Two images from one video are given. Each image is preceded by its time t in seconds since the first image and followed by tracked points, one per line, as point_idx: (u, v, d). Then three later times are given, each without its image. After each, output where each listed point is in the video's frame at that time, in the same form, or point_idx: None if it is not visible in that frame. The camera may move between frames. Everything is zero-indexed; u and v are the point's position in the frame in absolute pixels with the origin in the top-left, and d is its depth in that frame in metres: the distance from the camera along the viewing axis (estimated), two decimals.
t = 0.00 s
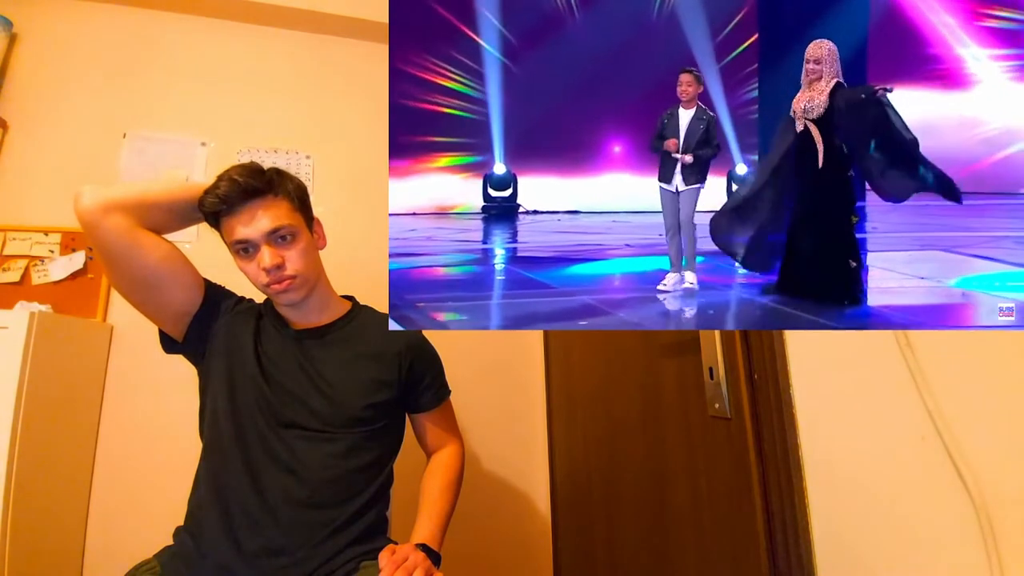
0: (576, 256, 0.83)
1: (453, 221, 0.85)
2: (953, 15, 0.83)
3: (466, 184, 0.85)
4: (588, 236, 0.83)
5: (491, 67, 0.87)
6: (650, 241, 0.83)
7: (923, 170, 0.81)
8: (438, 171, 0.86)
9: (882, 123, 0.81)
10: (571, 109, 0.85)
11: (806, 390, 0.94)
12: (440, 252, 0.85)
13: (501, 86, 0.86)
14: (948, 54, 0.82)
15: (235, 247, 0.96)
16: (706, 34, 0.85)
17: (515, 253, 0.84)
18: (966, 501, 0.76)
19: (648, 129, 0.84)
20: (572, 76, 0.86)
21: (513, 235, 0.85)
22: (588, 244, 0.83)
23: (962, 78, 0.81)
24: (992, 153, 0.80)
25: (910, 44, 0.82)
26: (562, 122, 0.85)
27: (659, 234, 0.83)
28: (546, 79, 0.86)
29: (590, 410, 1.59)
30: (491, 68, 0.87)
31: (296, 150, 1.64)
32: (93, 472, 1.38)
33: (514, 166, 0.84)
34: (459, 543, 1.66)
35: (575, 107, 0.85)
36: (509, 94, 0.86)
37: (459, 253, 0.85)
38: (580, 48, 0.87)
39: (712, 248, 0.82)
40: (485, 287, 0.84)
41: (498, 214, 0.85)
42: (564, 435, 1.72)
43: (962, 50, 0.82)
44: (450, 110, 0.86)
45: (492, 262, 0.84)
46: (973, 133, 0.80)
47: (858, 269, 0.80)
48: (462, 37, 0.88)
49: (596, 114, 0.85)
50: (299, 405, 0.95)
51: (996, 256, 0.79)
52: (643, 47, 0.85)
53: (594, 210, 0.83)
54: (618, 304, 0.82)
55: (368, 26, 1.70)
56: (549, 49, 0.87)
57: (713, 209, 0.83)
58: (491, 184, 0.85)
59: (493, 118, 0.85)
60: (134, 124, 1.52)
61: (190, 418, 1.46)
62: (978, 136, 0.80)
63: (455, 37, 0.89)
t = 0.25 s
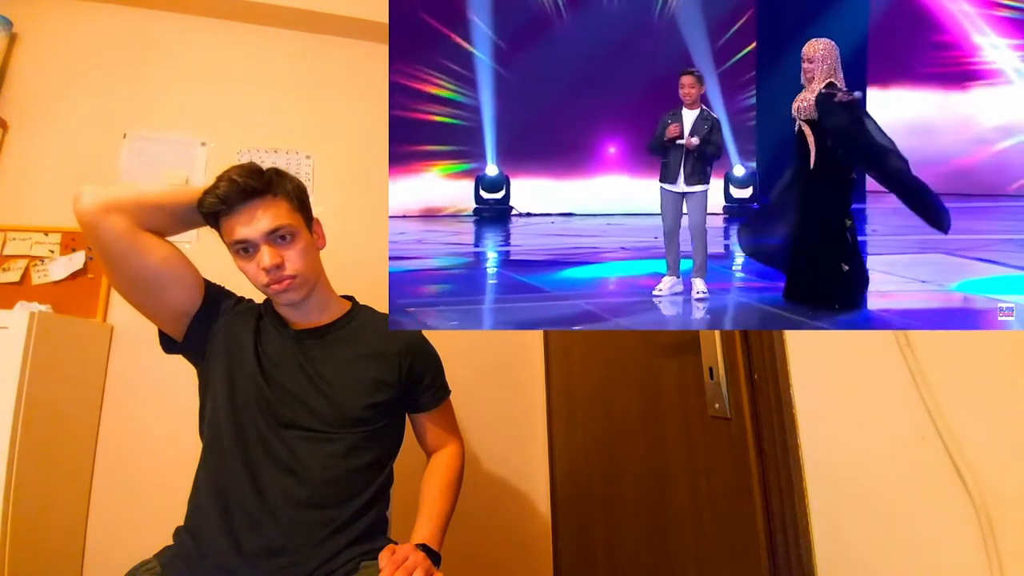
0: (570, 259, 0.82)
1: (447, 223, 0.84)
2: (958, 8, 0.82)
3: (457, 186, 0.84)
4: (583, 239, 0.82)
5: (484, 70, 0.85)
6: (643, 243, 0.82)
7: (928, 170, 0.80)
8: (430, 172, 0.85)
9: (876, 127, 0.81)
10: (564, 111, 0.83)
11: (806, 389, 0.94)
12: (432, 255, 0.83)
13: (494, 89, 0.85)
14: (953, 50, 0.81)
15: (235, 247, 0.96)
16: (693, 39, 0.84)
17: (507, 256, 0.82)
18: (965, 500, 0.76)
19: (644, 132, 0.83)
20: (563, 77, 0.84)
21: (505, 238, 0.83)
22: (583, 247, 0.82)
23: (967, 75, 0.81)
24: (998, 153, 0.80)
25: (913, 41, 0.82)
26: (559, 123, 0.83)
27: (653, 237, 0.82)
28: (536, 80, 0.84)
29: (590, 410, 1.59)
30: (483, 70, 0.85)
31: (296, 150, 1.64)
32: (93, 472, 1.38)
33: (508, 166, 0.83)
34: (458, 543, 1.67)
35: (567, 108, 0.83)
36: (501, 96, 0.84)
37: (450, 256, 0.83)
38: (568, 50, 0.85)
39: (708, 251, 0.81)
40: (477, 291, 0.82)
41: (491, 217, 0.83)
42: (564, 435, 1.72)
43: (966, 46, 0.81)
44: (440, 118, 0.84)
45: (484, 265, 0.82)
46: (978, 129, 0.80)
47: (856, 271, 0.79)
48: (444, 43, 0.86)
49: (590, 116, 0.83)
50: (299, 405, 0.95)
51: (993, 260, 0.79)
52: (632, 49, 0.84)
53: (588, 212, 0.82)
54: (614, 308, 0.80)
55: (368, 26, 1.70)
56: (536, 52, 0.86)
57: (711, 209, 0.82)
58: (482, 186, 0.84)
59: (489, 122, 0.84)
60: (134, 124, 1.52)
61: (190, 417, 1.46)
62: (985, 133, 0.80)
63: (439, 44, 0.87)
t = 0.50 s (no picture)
0: (558, 265, 0.81)
1: (433, 228, 0.83)
2: (961, 6, 0.82)
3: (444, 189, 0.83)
4: (572, 244, 0.82)
5: (469, 75, 0.85)
6: (638, 247, 0.82)
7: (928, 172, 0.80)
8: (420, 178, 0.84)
9: (874, 131, 0.80)
10: (548, 115, 0.83)
11: (806, 390, 0.94)
12: (419, 259, 0.82)
13: (478, 94, 0.84)
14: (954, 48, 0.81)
15: (235, 247, 0.96)
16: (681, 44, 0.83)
17: (495, 262, 0.82)
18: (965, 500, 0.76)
19: (636, 134, 0.82)
20: (545, 84, 0.84)
21: (492, 244, 0.83)
22: (572, 253, 0.81)
23: (970, 72, 0.81)
24: (1000, 152, 0.79)
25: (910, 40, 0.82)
26: (543, 129, 0.83)
27: (646, 242, 0.82)
28: (519, 88, 0.84)
29: (590, 411, 1.59)
30: (470, 75, 0.85)
31: (296, 150, 1.64)
32: (93, 472, 1.38)
33: (493, 170, 0.83)
34: (459, 543, 1.66)
35: (552, 112, 0.83)
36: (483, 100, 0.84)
37: (435, 262, 0.82)
38: (547, 58, 0.85)
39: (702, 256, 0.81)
40: (464, 298, 0.81)
41: (476, 221, 0.82)
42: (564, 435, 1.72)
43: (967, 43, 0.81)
44: (427, 133, 0.84)
45: (470, 272, 0.82)
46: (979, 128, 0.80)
47: (845, 276, 0.79)
48: (422, 56, 0.86)
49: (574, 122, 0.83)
50: (299, 405, 0.95)
51: (995, 262, 0.78)
52: (620, 54, 0.84)
53: (578, 217, 0.82)
54: (603, 315, 0.80)
55: (367, 26, 1.70)
56: (515, 59, 0.85)
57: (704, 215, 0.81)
58: (468, 190, 0.83)
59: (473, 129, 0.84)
60: (134, 124, 1.52)
61: (190, 417, 1.46)
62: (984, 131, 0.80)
63: (417, 56, 0.86)
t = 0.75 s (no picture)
0: (548, 271, 0.82)
1: (419, 233, 0.83)
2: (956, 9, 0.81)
3: (432, 193, 0.83)
4: (563, 249, 0.82)
5: (460, 79, 0.85)
6: (632, 251, 0.81)
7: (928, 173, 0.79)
8: (406, 182, 0.84)
9: (884, 135, 0.80)
10: (535, 119, 0.83)
11: (806, 390, 0.94)
12: (407, 263, 0.83)
13: (468, 98, 0.84)
14: (958, 44, 0.80)
15: (234, 248, 0.96)
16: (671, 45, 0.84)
17: (484, 267, 0.82)
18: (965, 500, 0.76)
19: (628, 135, 0.83)
20: (533, 87, 0.84)
21: (481, 249, 0.83)
22: (564, 258, 0.81)
23: (974, 71, 0.79)
24: (1007, 151, 0.78)
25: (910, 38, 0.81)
26: (532, 133, 0.83)
27: (640, 246, 0.81)
28: (507, 92, 0.84)
29: (590, 411, 1.59)
30: (460, 78, 0.85)
31: (296, 150, 1.64)
32: (93, 472, 1.38)
33: (483, 173, 0.83)
34: (458, 543, 1.67)
35: (539, 116, 0.83)
36: (468, 104, 0.84)
37: (422, 267, 0.82)
38: (532, 62, 0.85)
39: (699, 260, 0.80)
40: (452, 304, 0.82)
41: (464, 225, 0.83)
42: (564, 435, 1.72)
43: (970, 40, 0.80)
44: (414, 145, 0.84)
45: (459, 277, 0.82)
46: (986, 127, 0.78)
47: (834, 282, 0.79)
48: (405, 65, 0.86)
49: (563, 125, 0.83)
50: (299, 405, 0.95)
51: (995, 266, 0.77)
52: (611, 54, 0.84)
53: (569, 221, 0.82)
54: (590, 320, 0.80)
55: (367, 26, 1.70)
56: (502, 65, 0.85)
57: (698, 217, 0.81)
58: (457, 193, 0.83)
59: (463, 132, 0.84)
60: (134, 124, 1.52)
61: (190, 417, 1.46)
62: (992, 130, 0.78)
63: (400, 66, 0.86)
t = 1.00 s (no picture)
0: (540, 276, 0.79)
1: (411, 238, 0.81)
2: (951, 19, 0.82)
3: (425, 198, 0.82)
4: (556, 253, 0.80)
5: (446, 84, 0.84)
6: (625, 255, 0.80)
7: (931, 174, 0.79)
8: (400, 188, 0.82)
9: (890, 138, 0.80)
10: (524, 124, 0.83)
11: (806, 390, 0.94)
12: (395, 269, 0.80)
13: (459, 101, 0.84)
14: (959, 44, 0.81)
15: (236, 249, 0.96)
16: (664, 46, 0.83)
17: (473, 272, 0.80)
18: (965, 500, 0.76)
19: (620, 138, 0.82)
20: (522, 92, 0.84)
21: (471, 253, 0.81)
22: (556, 262, 0.80)
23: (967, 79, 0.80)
24: (996, 158, 0.78)
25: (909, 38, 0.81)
26: (521, 138, 0.83)
27: (634, 251, 0.80)
28: (496, 98, 0.84)
29: (590, 410, 1.59)
30: (449, 82, 0.84)
31: (296, 150, 1.64)
32: (93, 472, 1.38)
33: (472, 177, 0.82)
34: (458, 543, 1.66)
35: (529, 120, 0.83)
36: (452, 112, 0.83)
37: (411, 274, 0.80)
38: (519, 67, 0.84)
39: (696, 264, 0.79)
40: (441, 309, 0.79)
41: (454, 229, 0.81)
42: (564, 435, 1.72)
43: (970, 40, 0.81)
44: (401, 157, 0.82)
45: (448, 282, 0.79)
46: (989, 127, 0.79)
47: (826, 288, 0.79)
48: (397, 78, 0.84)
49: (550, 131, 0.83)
50: (299, 406, 0.95)
51: (998, 268, 0.76)
52: (602, 55, 0.84)
53: (561, 226, 0.80)
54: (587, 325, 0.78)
55: (368, 27, 1.70)
56: (489, 69, 0.85)
57: (692, 222, 0.80)
58: (446, 197, 0.82)
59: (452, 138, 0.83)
60: (134, 124, 1.52)
61: (191, 417, 1.46)
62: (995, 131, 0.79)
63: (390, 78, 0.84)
